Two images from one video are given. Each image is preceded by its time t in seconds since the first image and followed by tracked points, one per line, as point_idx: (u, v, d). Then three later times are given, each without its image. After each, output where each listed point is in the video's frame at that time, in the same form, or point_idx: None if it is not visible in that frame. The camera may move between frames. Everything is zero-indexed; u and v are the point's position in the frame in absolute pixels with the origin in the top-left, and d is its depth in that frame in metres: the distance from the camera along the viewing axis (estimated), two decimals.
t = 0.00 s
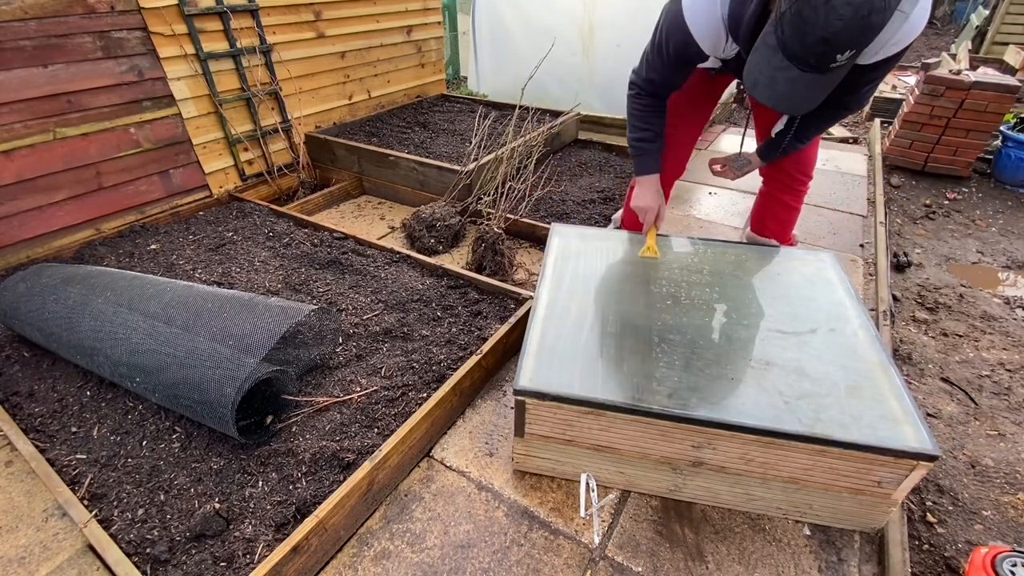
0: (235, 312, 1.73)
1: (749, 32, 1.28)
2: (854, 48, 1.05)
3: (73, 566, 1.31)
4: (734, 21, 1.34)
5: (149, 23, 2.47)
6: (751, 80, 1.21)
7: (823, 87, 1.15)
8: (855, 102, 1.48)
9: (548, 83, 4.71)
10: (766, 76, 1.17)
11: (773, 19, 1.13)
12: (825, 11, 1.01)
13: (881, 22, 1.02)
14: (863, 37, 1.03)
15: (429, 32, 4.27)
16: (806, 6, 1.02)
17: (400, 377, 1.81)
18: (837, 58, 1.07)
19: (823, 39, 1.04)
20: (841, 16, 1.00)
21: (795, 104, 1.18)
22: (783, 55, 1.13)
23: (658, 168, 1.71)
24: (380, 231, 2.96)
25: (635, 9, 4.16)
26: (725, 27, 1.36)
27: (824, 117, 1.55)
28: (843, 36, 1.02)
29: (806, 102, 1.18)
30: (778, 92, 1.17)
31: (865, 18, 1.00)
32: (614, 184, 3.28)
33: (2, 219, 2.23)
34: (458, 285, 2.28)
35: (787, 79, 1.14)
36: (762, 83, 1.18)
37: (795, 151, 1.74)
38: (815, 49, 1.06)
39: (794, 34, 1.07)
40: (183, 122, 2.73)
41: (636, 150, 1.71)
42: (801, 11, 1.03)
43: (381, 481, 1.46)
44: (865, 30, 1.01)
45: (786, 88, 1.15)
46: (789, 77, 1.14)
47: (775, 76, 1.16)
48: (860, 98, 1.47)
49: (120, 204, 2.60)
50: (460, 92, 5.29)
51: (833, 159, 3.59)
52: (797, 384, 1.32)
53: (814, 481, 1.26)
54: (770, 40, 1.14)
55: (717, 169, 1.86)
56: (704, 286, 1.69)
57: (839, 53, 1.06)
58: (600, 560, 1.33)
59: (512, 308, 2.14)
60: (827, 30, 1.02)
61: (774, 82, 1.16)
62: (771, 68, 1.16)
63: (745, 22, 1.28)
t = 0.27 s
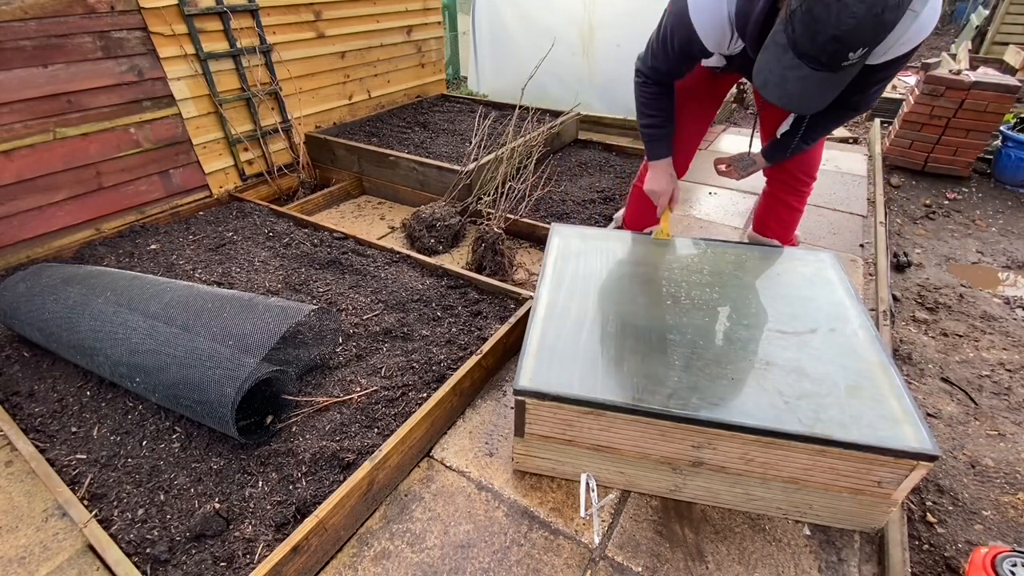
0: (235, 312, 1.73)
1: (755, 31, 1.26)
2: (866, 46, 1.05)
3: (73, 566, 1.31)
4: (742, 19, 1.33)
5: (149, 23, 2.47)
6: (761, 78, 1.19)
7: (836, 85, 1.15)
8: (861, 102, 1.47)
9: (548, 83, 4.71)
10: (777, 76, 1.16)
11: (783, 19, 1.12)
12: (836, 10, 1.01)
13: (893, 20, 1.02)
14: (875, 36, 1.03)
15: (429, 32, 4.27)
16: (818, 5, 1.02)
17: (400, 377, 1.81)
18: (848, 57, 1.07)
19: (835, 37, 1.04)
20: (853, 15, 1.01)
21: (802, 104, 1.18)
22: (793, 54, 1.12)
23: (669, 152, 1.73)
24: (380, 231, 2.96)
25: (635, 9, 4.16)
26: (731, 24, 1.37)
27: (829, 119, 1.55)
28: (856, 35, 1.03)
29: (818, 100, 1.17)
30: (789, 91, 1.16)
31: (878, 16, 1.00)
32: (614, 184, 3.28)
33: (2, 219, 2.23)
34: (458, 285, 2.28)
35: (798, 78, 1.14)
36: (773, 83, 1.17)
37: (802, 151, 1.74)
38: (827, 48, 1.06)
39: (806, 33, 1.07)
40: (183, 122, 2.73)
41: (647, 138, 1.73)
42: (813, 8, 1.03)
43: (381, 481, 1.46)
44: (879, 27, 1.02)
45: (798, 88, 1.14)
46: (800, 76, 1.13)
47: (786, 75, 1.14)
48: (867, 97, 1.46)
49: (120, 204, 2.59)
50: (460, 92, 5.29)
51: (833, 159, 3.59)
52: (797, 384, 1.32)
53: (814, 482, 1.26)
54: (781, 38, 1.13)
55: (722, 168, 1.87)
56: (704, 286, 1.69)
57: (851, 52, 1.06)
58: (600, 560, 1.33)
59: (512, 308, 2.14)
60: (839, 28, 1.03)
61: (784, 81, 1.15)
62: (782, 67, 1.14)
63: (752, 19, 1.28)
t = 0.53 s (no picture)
0: (235, 312, 1.73)
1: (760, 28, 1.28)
2: (871, 43, 1.06)
3: (73, 566, 1.31)
4: (746, 16, 1.33)
5: (150, 23, 2.47)
6: (767, 78, 1.21)
7: (838, 83, 1.17)
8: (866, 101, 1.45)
9: (548, 83, 4.71)
10: (782, 74, 1.17)
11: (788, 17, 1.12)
12: (840, 9, 1.01)
13: (897, 14, 1.03)
14: (879, 34, 1.04)
15: (429, 32, 4.27)
16: (821, 3, 1.02)
17: (400, 377, 1.81)
18: (854, 54, 1.08)
19: (839, 34, 1.05)
20: (857, 12, 1.01)
21: (806, 102, 1.20)
22: (799, 52, 1.13)
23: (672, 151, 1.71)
24: (380, 231, 2.96)
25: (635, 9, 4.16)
26: (737, 21, 1.36)
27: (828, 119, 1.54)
28: (860, 31, 1.03)
29: (824, 96, 1.19)
30: (794, 89, 1.17)
31: (883, 13, 1.01)
32: (614, 184, 3.28)
33: (2, 219, 2.23)
34: (458, 285, 2.28)
35: (803, 76, 1.15)
36: (779, 83, 1.19)
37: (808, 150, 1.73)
38: (832, 45, 1.07)
39: (811, 32, 1.08)
40: (183, 122, 2.73)
41: (647, 137, 1.72)
42: (817, 7, 1.03)
43: (381, 481, 1.46)
44: (882, 24, 1.02)
45: (802, 86, 1.16)
46: (804, 74, 1.14)
47: (791, 73, 1.16)
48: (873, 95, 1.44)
49: (120, 204, 2.60)
50: (460, 92, 5.29)
51: (833, 159, 3.59)
52: (797, 384, 1.32)
53: (814, 481, 1.26)
54: (785, 36, 1.13)
55: (723, 167, 1.91)
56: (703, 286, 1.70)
57: (856, 49, 1.07)
58: (600, 560, 1.33)
59: (512, 308, 2.15)
60: (844, 25, 1.03)
61: (790, 79, 1.17)
62: (787, 66, 1.16)
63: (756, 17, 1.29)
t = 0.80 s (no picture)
0: (235, 312, 1.73)
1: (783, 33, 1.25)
2: (905, 46, 1.04)
3: (73, 566, 1.31)
4: (769, 18, 1.32)
5: (149, 23, 2.47)
6: (795, 82, 1.18)
7: (870, 86, 1.14)
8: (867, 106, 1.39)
9: (548, 84, 4.71)
10: (812, 78, 1.15)
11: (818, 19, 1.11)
12: (877, 10, 1.00)
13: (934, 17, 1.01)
14: (915, 36, 1.02)
15: (429, 32, 4.27)
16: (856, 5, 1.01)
17: (400, 377, 1.81)
18: (887, 58, 1.06)
19: (874, 38, 1.03)
20: (897, 15, 0.99)
21: (837, 106, 1.18)
22: (830, 56, 1.11)
23: (679, 156, 1.68)
24: (380, 231, 2.96)
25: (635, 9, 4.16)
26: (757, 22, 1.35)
27: (820, 124, 1.52)
28: (895, 35, 1.01)
29: (852, 102, 1.17)
30: (823, 93, 1.15)
31: (920, 17, 0.99)
32: (614, 184, 3.28)
33: (2, 219, 2.23)
34: (458, 285, 2.28)
35: (834, 81, 1.13)
36: (808, 88, 1.16)
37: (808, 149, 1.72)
38: (867, 48, 1.05)
39: (844, 34, 1.05)
40: (183, 122, 2.73)
41: (652, 142, 1.68)
42: (852, 9, 1.02)
43: (381, 481, 1.46)
44: (920, 27, 1.00)
45: (832, 91, 1.14)
46: (835, 78, 1.12)
47: (822, 78, 1.13)
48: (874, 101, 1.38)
49: (119, 204, 2.59)
50: (460, 92, 5.29)
51: (833, 159, 3.59)
52: (797, 385, 1.32)
53: (814, 481, 1.26)
54: (815, 40, 1.11)
55: (724, 169, 1.90)
56: (703, 286, 1.69)
57: (890, 52, 1.05)
58: (600, 560, 1.33)
59: (512, 308, 2.15)
60: (880, 29, 1.01)
61: (820, 84, 1.15)
62: (817, 70, 1.13)
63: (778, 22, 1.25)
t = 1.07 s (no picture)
0: (235, 312, 1.73)
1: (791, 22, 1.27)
2: (915, 36, 1.05)
3: (73, 566, 1.31)
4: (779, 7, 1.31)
5: (149, 23, 2.47)
6: (806, 70, 1.17)
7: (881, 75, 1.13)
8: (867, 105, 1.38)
9: (548, 83, 4.71)
10: (823, 68, 1.13)
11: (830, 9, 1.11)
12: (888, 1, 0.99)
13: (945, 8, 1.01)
14: (926, 26, 1.02)
15: (429, 32, 4.27)
16: None
17: (400, 377, 1.81)
18: (898, 46, 1.06)
19: (886, 27, 1.02)
20: (908, 6, 0.99)
21: (849, 94, 1.16)
22: (841, 45, 1.10)
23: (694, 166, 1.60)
24: (380, 231, 2.96)
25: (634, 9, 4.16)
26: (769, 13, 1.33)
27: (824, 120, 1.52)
28: (907, 25, 1.01)
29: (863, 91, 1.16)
30: (834, 83, 1.14)
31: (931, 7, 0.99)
32: (614, 184, 3.28)
33: (2, 219, 2.23)
34: (458, 285, 2.28)
35: (845, 69, 1.11)
36: (820, 76, 1.14)
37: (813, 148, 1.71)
38: (878, 38, 1.04)
39: (856, 23, 1.05)
40: (183, 122, 2.73)
41: (663, 154, 1.61)
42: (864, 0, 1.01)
43: (381, 481, 1.46)
44: (931, 16, 1.00)
45: (844, 80, 1.12)
46: (846, 67, 1.11)
47: (832, 66, 1.12)
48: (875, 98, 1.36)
49: (119, 204, 2.59)
50: (460, 92, 5.29)
51: (833, 159, 3.59)
52: (797, 385, 1.32)
53: (814, 481, 1.26)
54: (827, 29, 1.11)
55: (726, 166, 1.91)
56: (704, 286, 1.69)
57: (902, 41, 1.05)
58: (600, 560, 1.33)
59: (512, 308, 2.15)
60: (892, 17, 1.01)
61: (830, 73, 1.13)
62: (828, 58, 1.12)
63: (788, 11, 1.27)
